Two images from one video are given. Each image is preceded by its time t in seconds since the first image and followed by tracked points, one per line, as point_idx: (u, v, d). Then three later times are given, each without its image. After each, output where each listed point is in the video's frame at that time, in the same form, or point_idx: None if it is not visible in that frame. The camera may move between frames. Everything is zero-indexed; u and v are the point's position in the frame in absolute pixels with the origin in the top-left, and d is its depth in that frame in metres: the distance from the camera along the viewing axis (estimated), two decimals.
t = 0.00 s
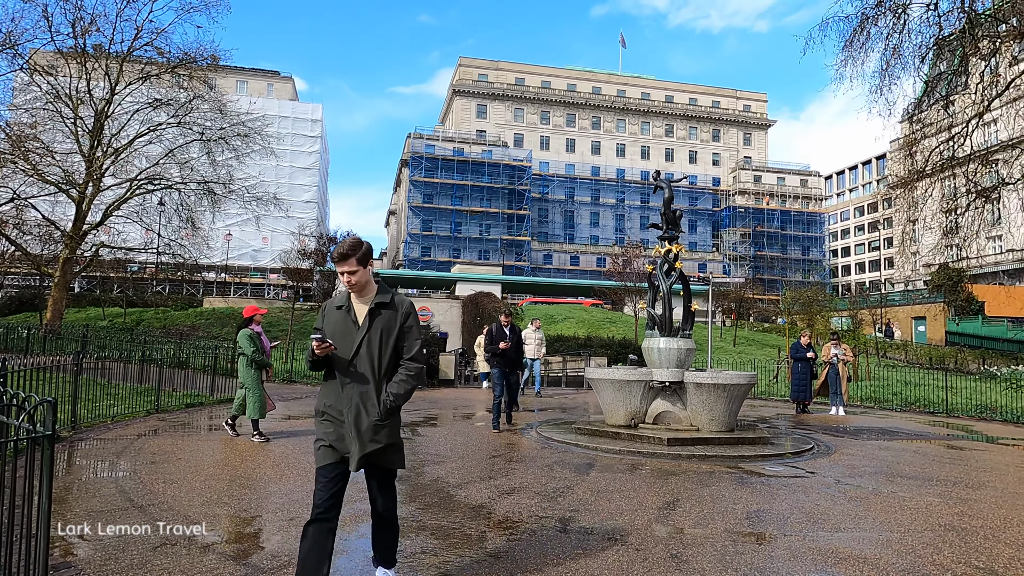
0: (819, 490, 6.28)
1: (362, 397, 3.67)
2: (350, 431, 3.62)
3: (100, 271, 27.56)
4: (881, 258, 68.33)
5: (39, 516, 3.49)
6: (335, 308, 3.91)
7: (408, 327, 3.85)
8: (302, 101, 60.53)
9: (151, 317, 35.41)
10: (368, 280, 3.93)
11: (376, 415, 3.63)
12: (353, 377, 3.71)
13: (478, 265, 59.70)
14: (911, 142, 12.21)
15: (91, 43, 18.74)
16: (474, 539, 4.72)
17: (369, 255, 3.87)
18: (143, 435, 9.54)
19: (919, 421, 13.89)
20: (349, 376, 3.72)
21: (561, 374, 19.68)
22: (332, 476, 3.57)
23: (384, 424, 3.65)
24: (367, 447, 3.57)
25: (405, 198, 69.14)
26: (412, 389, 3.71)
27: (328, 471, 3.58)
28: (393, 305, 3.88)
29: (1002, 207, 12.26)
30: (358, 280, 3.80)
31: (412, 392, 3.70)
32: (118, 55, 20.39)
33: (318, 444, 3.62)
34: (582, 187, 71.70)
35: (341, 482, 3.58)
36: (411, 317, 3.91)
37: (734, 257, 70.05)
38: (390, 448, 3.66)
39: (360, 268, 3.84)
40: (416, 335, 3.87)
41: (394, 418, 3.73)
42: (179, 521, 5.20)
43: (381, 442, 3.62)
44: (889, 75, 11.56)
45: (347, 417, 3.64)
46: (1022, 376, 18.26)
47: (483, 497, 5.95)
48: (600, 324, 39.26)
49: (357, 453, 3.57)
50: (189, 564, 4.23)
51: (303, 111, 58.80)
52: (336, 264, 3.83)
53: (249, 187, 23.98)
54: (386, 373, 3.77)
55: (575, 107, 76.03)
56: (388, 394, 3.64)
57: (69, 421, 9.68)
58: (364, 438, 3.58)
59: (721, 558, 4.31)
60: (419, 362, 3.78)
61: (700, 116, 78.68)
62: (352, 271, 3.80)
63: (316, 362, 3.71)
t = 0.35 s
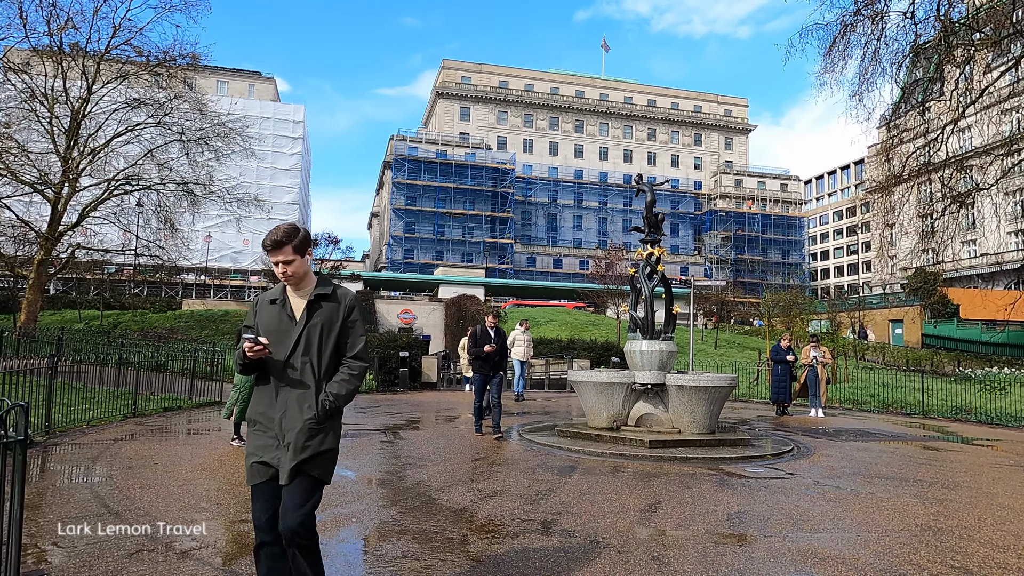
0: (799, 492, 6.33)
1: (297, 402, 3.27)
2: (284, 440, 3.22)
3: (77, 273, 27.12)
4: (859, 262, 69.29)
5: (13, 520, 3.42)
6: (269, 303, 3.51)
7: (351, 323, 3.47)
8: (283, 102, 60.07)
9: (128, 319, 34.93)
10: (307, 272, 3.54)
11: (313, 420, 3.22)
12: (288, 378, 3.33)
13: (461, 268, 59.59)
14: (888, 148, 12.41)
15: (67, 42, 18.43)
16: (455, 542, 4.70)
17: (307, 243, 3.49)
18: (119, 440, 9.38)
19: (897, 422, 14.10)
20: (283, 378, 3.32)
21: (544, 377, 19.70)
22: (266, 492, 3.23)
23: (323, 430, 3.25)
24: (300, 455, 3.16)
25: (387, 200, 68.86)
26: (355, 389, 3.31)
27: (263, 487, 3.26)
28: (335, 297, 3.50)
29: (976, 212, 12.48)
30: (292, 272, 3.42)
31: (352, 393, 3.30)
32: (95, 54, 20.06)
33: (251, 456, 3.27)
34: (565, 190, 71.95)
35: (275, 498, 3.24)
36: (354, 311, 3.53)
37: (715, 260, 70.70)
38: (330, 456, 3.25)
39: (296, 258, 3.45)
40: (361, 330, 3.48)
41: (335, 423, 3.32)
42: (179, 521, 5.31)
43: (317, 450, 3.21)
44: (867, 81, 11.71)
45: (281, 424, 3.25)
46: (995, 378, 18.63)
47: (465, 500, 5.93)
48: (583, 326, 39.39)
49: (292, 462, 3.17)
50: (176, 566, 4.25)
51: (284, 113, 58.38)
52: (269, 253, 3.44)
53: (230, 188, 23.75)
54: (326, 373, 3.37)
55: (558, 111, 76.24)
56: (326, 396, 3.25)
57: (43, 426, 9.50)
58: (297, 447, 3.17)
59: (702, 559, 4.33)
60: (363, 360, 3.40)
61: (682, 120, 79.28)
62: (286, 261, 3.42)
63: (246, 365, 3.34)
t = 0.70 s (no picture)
0: (781, 492, 6.37)
1: (216, 426, 2.89)
2: (198, 470, 2.86)
3: (57, 275, 26.73)
4: (841, 264, 70.08)
5: None
6: (205, 308, 3.14)
7: (291, 340, 3.03)
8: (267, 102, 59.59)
9: (108, 321, 34.47)
10: (250, 277, 3.14)
11: (229, 452, 2.84)
12: (211, 399, 2.94)
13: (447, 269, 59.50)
14: (869, 152, 12.57)
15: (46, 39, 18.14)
16: (438, 544, 4.68)
17: (250, 244, 3.07)
18: (98, 443, 9.26)
19: (877, 422, 14.27)
20: (205, 397, 2.94)
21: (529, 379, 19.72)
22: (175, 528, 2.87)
23: (241, 464, 2.86)
24: (211, 493, 2.79)
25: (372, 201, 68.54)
26: (286, 420, 2.88)
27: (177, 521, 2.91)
28: (277, 309, 3.08)
29: (955, 215, 12.66)
30: (228, 277, 3.02)
31: (280, 425, 2.87)
32: (74, 52, 19.75)
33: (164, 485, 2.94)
34: (550, 192, 72.10)
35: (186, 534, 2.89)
36: (301, 324, 3.10)
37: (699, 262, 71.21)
38: (248, 494, 2.86)
39: (237, 261, 3.05)
40: (303, 350, 3.04)
41: (260, 456, 2.93)
42: (178, 522, 5.34)
43: (232, 487, 2.82)
44: (849, 84, 11.84)
45: (197, 450, 2.89)
46: (974, 378, 18.94)
47: (449, 502, 5.91)
48: (569, 328, 39.43)
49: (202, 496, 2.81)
50: (162, 569, 4.23)
51: (268, 113, 57.94)
52: (207, 252, 3.06)
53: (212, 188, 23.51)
54: (256, 396, 2.97)
55: (543, 113, 76.27)
56: (248, 425, 2.85)
57: (19, 430, 9.33)
58: (208, 481, 2.80)
59: (684, 559, 4.34)
60: (301, 385, 2.96)
61: (667, 123, 79.74)
62: (224, 264, 3.03)
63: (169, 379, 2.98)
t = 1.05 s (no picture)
0: (767, 491, 6.39)
1: (130, 432, 2.45)
2: (109, 483, 2.44)
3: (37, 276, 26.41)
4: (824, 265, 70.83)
5: None
6: (120, 291, 2.74)
7: (218, 325, 2.58)
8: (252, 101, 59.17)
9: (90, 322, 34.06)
10: (169, 253, 2.71)
11: (145, 463, 2.40)
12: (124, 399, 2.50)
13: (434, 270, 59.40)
14: (853, 154, 12.66)
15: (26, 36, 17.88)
16: (424, 546, 4.65)
17: (164, 211, 2.64)
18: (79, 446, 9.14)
19: (861, 422, 14.41)
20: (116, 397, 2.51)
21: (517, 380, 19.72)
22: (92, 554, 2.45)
23: (162, 477, 2.42)
24: (126, 513, 2.36)
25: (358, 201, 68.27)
26: (214, 421, 2.45)
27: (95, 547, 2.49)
28: (201, 288, 2.63)
29: (937, 217, 12.82)
30: (138, 252, 2.59)
31: (204, 432, 2.44)
32: (55, 49, 19.47)
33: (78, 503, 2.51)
34: (537, 193, 72.23)
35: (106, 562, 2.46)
36: (236, 309, 2.67)
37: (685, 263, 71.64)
38: (174, 513, 2.43)
39: (147, 233, 2.61)
40: (234, 336, 2.60)
41: (187, 464, 2.49)
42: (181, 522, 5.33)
43: (151, 504, 2.39)
44: (833, 87, 11.94)
45: (106, 460, 2.45)
46: (954, 378, 19.19)
47: (436, 504, 5.87)
48: (556, 328, 39.52)
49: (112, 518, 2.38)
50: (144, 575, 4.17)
51: (253, 112, 57.54)
52: (115, 224, 2.64)
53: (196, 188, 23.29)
54: (179, 393, 2.52)
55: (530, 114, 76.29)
56: (167, 430, 2.41)
57: None
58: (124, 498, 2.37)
59: (670, 560, 4.33)
60: (232, 378, 2.52)
61: (653, 124, 80.10)
62: (133, 238, 2.59)
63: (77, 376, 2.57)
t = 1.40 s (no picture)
0: (754, 491, 6.41)
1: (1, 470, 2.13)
2: None
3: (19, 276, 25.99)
4: (811, 266, 71.39)
5: None
6: None
7: (111, 327, 2.30)
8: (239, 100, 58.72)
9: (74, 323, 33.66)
10: (41, 243, 2.40)
11: (30, 503, 2.08)
12: None
13: (422, 270, 59.29)
14: (839, 156, 12.72)
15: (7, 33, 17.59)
16: (411, 547, 4.62)
17: (27, 194, 2.33)
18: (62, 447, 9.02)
19: (847, 422, 14.50)
20: None
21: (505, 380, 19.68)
22: None
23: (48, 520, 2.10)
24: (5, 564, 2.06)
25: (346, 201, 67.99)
26: (115, 444, 2.18)
27: None
28: (84, 285, 2.33)
29: (922, 219, 12.94)
30: None
31: (106, 453, 2.17)
32: (38, 46, 19.20)
33: None
34: (526, 193, 72.30)
35: None
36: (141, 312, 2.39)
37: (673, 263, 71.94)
38: (74, 555, 2.15)
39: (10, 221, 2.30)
40: (133, 339, 2.32)
41: (80, 498, 2.20)
42: (171, 523, 5.29)
43: (41, 551, 2.08)
44: (820, 90, 12.02)
45: None
46: (939, 378, 19.40)
47: (423, 505, 5.83)
48: (545, 329, 39.56)
49: None
50: None
51: (240, 111, 57.13)
52: None
53: (182, 187, 23.07)
54: (66, 415, 2.25)
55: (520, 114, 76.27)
56: (56, 459, 2.13)
57: None
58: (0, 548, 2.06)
59: (657, 560, 4.32)
60: (134, 391, 2.28)
61: (642, 126, 80.32)
62: None
63: None
